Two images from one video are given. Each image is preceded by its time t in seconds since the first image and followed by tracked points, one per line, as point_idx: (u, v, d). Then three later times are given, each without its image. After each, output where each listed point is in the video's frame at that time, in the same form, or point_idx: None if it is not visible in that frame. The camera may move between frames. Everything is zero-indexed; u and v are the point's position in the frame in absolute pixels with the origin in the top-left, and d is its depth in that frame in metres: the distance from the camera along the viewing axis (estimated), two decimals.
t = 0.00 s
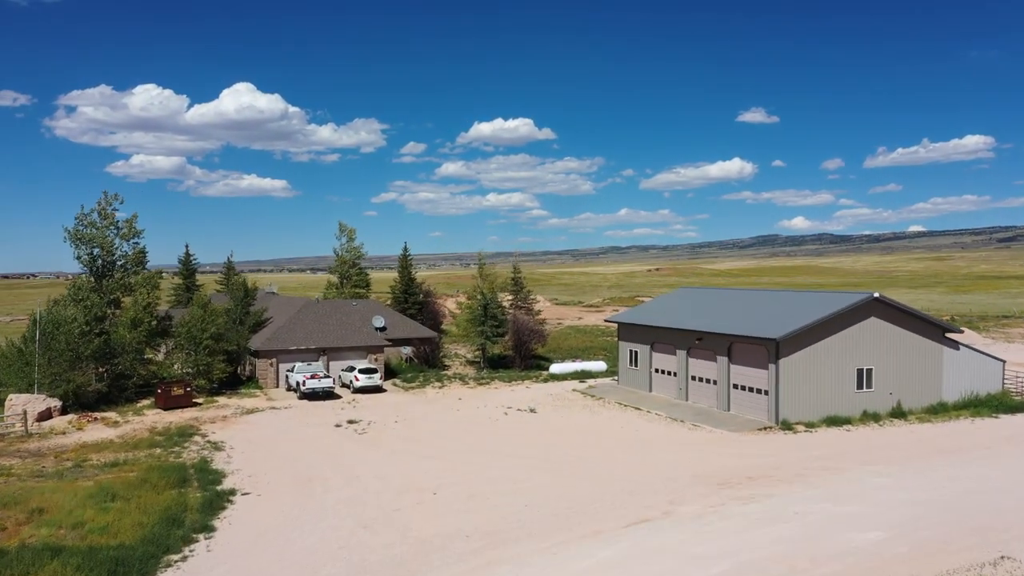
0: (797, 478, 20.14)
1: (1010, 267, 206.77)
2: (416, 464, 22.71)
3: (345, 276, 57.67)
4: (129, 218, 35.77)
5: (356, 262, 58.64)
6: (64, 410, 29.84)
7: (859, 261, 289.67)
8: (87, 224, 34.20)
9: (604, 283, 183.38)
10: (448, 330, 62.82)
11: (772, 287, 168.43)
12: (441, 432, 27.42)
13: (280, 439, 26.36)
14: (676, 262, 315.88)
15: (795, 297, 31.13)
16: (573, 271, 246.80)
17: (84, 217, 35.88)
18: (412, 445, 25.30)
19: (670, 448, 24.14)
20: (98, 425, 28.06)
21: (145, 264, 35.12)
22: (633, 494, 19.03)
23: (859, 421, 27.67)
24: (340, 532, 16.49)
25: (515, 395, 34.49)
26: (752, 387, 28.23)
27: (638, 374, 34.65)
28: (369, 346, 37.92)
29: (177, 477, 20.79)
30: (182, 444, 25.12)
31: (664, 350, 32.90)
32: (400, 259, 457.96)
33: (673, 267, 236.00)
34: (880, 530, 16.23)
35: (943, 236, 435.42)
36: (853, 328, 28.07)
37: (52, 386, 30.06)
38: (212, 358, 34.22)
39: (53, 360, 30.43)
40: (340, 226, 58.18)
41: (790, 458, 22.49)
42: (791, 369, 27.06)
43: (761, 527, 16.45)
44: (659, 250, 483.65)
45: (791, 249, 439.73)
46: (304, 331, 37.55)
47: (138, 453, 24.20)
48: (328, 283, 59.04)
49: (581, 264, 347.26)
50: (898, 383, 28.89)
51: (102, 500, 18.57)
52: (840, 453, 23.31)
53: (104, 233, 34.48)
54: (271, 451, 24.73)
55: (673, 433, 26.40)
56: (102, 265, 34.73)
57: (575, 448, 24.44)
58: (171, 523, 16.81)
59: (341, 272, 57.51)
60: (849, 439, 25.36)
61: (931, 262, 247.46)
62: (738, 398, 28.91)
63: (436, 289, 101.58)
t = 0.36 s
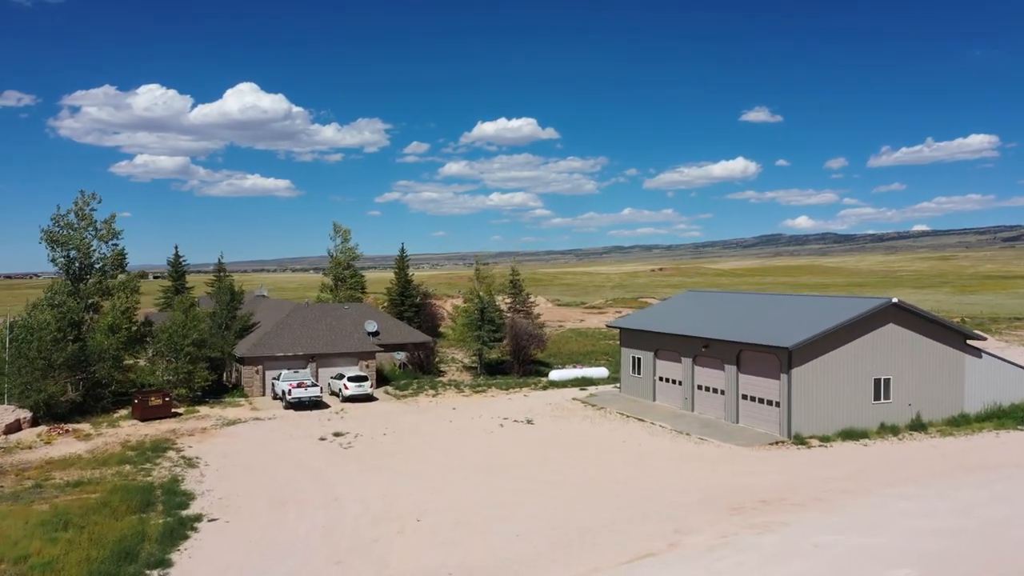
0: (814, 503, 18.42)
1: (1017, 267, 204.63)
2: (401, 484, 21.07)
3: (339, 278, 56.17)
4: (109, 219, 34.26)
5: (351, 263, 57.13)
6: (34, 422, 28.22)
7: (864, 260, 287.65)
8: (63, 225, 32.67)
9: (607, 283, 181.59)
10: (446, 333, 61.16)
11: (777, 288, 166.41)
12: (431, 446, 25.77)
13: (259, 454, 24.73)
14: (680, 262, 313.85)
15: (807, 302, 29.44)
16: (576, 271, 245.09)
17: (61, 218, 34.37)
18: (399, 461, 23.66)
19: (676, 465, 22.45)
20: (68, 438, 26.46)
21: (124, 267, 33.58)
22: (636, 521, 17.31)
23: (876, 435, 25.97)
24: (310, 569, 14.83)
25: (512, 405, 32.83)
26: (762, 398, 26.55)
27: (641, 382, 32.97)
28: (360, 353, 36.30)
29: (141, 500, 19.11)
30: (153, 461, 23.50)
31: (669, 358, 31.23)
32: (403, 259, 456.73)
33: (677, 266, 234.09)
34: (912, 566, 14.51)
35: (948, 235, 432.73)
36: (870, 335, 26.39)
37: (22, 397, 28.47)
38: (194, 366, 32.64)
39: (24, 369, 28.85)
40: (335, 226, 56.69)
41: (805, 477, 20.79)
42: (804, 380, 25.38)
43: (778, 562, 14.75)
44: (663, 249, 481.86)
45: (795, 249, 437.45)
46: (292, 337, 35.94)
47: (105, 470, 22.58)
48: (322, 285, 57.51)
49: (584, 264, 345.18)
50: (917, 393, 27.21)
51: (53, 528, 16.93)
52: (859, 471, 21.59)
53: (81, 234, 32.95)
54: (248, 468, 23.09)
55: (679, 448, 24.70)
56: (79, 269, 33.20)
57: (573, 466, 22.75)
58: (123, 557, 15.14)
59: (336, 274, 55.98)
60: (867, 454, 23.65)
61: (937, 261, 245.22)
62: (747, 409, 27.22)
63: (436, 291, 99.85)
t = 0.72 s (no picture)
0: (839, 529, 16.75)
1: None
2: (388, 503, 19.48)
3: (337, 275, 54.74)
4: (90, 216, 32.81)
5: (349, 261, 55.75)
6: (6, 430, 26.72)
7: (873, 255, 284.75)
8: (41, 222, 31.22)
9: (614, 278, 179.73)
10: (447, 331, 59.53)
11: (786, 283, 164.22)
12: (424, 458, 24.17)
13: (240, 467, 23.17)
14: (687, 257, 311.36)
15: (824, 303, 27.73)
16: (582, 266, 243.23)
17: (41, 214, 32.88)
18: (389, 476, 22.07)
19: (686, 482, 20.79)
20: (39, 449, 24.95)
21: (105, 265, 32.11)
22: (642, 551, 15.66)
23: (900, 447, 24.26)
24: None
25: (512, 411, 31.20)
26: (777, 406, 24.84)
27: (648, 387, 31.31)
28: (354, 355, 34.73)
29: (102, 524, 17.45)
30: (125, 476, 21.95)
31: (677, 362, 29.54)
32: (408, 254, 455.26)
33: (684, 262, 231.97)
34: None
35: (958, 230, 429.20)
36: (893, 339, 24.65)
37: None
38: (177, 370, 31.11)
39: None
40: (333, 222, 55.24)
41: (827, 497, 19.11)
42: (824, 387, 23.67)
43: None
44: (670, 244, 478.83)
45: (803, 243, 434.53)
46: (282, 339, 34.38)
47: (72, 487, 21.03)
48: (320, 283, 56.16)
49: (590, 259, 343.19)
50: (944, 402, 25.46)
51: None
52: (884, 489, 19.91)
53: (60, 231, 31.50)
54: (226, 484, 21.53)
55: (688, 461, 23.03)
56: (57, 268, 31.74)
57: (574, 482, 21.10)
58: None
59: (333, 272, 54.61)
60: (891, 469, 21.96)
61: (948, 256, 242.46)
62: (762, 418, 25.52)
63: (440, 287, 98.19)
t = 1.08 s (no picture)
0: (867, 562, 15.11)
1: None
2: (371, 528, 17.92)
3: (333, 272, 53.16)
4: (67, 212, 31.34)
5: (346, 257, 54.19)
6: None
7: (881, 249, 282.27)
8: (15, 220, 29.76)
9: (619, 273, 177.87)
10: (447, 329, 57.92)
11: (794, 277, 162.09)
12: (414, 472, 22.60)
13: (217, 483, 21.63)
14: (693, 250, 309.06)
15: (842, 304, 26.02)
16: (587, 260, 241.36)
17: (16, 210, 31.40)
18: (374, 495, 20.50)
19: (696, 502, 19.17)
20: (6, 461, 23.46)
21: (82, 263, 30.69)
22: None
23: (925, 461, 22.60)
24: None
25: (510, 418, 29.62)
26: (793, 418, 23.20)
27: (655, 393, 29.67)
28: (346, 358, 33.18)
29: (55, 553, 15.89)
30: (92, 493, 20.42)
31: (686, 368, 27.90)
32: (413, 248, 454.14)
33: (690, 255, 229.71)
34: None
35: (966, 223, 425.63)
36: (918, 345, 22.97)
37: None
38: (159, 376, 29.57)
39: None
40: (330, 217, 53.67)
41: (851, 522, 17.48)
42: (844, 397, 22.01)
43: None
44: (675, 238, 476.25)
45: (810, 237, 431.49)
46: (271, 341, 32.83)
47: (32, 506, 19.51)
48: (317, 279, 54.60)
49: (595, 252, 341.18)
50: (971, 411, 23.79)
51: None
52: (913, 512, 18.25)
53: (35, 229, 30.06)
54: (199, 502, 19.99)
55: (698, 477, 21.40)
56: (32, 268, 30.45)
57: (574, 503, 19.50)
58: None
59: (330, 269, 53.01)
60: (918, 487, 20.28)
61: (957, 249, 239.97)
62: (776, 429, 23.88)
63: (442, 282, 96.50)
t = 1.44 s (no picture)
0: None
1: None
2: (352, 558, 16.39)
3: (329, 268, 51.64)
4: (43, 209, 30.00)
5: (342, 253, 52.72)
6: None
7: (888, 242, 279.74)
8: None
9: (623, 266, 176.12)
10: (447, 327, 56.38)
11: (800, 271, 160.23)
12: (403, 489, 21.07)
13: (191, 502, 20.09)
14: (699, 243, 306.88)
15: (859, 305, 24.36)
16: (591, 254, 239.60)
17: None
18: (359, 518, 18.96)
19: (708, 528, 17.57)
20: None
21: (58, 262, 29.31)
22: None
23: (952, 477, 21.01)
24: None
25: (508, 426, 28.07)
26: (811, 431, 21.58)
27: (661, 399, 28.12)
28: (337, 361, 31.67)
29: None
30: (54, 515, 18.88)
31: (694, 374, 26.30)
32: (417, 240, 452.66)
33: (695, 249, 227.68)
34: None
35: (973, 216, 422.56)
36: (946, 353, 21.33)
37: None
38: (138, 381, 28.03)
39: None
40: (325, 211, 52.18)
41: (879, 553, 15.88)
42: (867, 410, 20.40)
43: None
44: (680, 231, 473.53)
45: (816, 230, 428.76)
46: (258, 343, 31.34)
47: None
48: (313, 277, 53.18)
49: (600, 245, 339.43)
50: (1000, 423, 22.18)
51: None
52: (945, 540, 16.68)
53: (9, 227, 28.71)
54: (169, 525, 18.46)
55: (710, 497, 19.81)
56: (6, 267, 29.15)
57: (575, 528, 17.95)
58: None
59: (325, 265, 51.56)
60: (947, 508, 18.71)
61: (966, 244, 237.29)
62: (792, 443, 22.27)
63: (442, 277, 94.83)
